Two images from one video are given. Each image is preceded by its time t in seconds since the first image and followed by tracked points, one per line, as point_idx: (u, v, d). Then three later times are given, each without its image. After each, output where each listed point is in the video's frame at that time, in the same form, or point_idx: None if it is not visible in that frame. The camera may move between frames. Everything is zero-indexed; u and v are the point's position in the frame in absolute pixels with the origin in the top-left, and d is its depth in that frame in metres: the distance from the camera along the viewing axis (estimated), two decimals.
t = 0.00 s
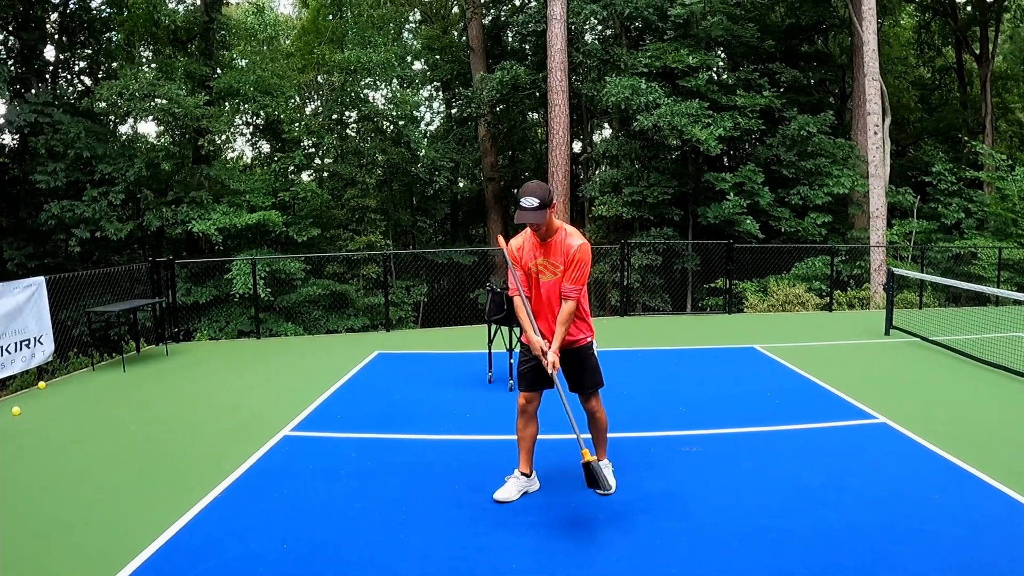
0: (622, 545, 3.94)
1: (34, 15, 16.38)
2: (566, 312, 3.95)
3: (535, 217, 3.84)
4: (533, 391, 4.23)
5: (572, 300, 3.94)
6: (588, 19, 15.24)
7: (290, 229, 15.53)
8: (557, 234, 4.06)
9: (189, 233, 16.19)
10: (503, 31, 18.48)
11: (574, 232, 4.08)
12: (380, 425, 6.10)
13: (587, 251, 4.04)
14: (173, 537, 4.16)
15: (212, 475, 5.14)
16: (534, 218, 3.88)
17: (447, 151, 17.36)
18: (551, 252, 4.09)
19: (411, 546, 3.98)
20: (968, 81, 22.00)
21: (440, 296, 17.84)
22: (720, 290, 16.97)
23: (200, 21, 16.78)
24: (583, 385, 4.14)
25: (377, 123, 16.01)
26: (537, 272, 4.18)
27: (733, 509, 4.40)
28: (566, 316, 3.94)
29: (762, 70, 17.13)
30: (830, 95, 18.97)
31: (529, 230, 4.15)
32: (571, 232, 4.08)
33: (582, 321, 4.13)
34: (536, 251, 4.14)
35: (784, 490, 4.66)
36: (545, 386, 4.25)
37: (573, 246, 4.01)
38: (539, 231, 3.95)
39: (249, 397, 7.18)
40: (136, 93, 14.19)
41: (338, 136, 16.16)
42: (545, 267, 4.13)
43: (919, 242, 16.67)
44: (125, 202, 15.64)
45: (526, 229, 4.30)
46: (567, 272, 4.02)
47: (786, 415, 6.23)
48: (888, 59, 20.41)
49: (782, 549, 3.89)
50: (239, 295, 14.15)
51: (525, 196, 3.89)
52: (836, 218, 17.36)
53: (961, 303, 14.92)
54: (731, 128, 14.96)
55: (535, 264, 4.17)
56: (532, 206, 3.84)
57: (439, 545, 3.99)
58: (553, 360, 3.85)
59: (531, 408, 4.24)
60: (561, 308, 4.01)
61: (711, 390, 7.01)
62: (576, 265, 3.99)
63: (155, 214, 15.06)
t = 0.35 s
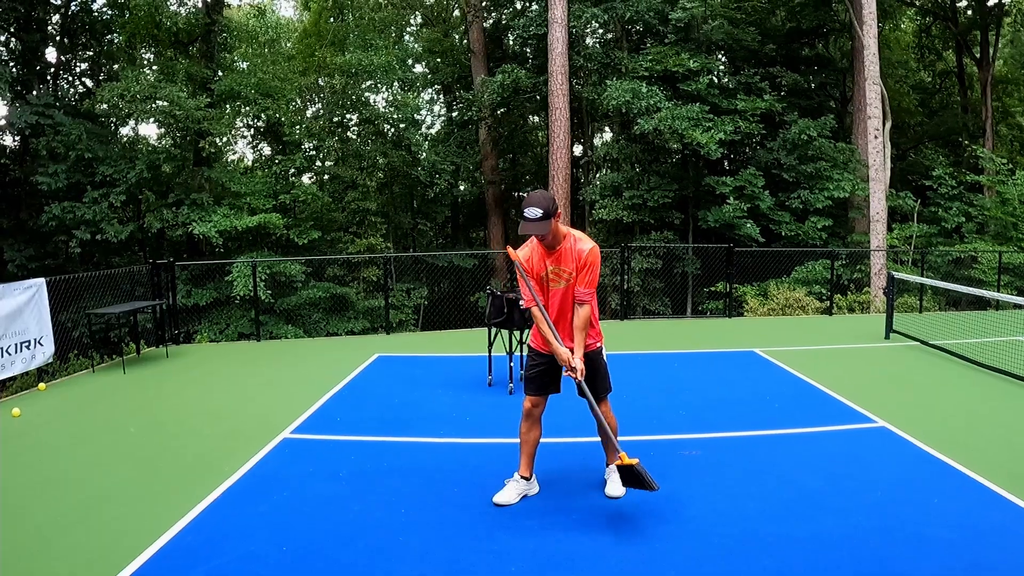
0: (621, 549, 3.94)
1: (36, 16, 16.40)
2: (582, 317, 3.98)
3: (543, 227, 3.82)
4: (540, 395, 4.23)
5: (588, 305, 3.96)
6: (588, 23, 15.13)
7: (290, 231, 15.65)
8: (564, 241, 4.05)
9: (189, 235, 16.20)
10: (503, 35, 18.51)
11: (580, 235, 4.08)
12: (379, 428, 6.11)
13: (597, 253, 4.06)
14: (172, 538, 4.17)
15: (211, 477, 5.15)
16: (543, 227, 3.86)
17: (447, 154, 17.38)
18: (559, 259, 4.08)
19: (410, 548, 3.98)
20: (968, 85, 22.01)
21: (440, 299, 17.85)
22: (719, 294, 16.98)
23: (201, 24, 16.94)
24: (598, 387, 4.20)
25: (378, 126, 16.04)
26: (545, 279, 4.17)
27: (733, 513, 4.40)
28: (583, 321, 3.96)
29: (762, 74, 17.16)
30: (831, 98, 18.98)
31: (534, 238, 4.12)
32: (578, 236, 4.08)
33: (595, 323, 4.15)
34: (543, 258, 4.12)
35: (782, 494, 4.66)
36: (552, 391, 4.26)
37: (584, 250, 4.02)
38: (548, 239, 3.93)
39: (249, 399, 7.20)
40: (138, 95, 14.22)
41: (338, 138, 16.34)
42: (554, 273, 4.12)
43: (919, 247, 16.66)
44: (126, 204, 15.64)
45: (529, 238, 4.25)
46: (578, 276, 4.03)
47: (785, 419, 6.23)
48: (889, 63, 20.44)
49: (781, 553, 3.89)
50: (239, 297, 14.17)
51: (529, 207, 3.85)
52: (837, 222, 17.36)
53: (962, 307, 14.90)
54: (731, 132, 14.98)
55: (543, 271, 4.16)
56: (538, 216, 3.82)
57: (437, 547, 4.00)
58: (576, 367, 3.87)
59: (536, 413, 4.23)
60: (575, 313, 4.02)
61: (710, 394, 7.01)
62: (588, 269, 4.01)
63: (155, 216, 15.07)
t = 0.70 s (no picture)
0: (617, 549, 3.94)
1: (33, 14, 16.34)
2: (608, 329, 4.03)
3: (565, 250, 3.80)
4: (547, 396, 4.23)
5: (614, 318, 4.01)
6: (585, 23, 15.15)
7: (286, 230, 15.61)
8: (582, 257, 4.03)
9: (185, 234, 16.19)
10: (500, 34, 18.50)
11: (595, 248, 4.07)
12: (375, 427, 6.10)
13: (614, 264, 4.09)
14: (169, 538, 4.16)
15: (207, 476, 5.13)
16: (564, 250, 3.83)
17: (444, 153, 17.38)
18: (577, 274, 4.07)
19: (405, 548, 3.98)
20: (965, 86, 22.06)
21: (436, 298, 17.86)
22: (715, 294, 17.02)
23: (199, 22, 16.87)
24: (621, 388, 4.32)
25: (375, 125, 16.00)
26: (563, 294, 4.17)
27: (729, 512, 4.41)
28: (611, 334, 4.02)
29: (759, 74, 17.17)
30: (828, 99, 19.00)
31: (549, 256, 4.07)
32: (593, 250, 4.07)
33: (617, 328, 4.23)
34: (561, 275, 4.10)
35: (779, 495, 4.67)
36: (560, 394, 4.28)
37: (602, 265, 4.03)
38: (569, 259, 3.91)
39: (244, 398, 7.18)
40: (134, 93, 14.19)
41: (336, 137, 16.17)
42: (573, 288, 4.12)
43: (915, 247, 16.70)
44: (122, 202, 15.61)
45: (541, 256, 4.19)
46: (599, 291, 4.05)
47: (781, 419, 6.24)
48: (886, 63, 20.46)
49: (777, 553, 3.89)
50: (234, 296, 14.16)
51: (548, 232, 3.80)
52: (833, 223, 17.39)
53: (957, 308, 14.94)
54: (728, 132, 14.99)
55: (561, 287, 4.15)
56: (558, 240, 3.79)
57: (432, 547, 4.00)
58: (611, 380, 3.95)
59: (542, 413, 4.22)
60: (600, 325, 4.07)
61: (707, 393, 7.02)
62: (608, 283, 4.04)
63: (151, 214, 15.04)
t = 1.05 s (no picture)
0: (614, 546, 3.95)
1: (28, 12, 16.30)
2: (591, 354, 4.04)
3: (543, 292, 3.70)
4: (529, 389, 4.24)
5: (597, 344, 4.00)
6: (582, 19, 15.13)
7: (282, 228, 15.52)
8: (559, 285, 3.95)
9: (182, 231, 16.16)
10: (497, 31, 18.50)
11: (574, 274, 3.97)
12: (372, 424, 6.11)
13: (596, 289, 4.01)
14: (164, 536, 4.15)
15: (205, 473, 5.14)
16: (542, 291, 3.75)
17: (441, 150, 17.37)
18: (557, 300, 4.01)
19: (402, 545, 3.98)
20: (961, 83, 22.08)
21: (433, 296, 17.87)
22: (712, 290, 17.05)
23: (194, 19, 16.84)
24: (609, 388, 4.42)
25: (371, 122, 15.97)
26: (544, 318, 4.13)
27: (726, 509, 4.41)
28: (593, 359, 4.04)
29: (755, 71, 17.16)
30: (824, 95, 19.01)
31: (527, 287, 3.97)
32: (572, 276, 3.97)
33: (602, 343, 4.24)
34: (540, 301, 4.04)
35: (776, 491, 4.67)
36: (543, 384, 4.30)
37: (581, 292, 3.95)
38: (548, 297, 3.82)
39: (242, 395, 7.18)
40: (130, 90, 14.17)
41: (332, 135, 16.03)
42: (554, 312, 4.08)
43: (911, 243, 16.73)
44: (118, 200, 15.58)
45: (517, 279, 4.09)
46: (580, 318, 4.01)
47: (780, 416, 6.24)
48: (882, 60, 20.48)
49: (774, 551, 3.89)
50: (231, 293, 14.14)
51: (523, 274, 3.67)
52: (829, 219, 17.42)
53: (953, 304, 14.99)
54: (724, 128, 15.00)
55: (541, 311, 4.10)
56: (535, 283, 3.67)
57: (429, 543, 4.00)
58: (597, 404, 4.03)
59: (524, 407, 4.24)
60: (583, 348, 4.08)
61: (704, 390, 7.02)
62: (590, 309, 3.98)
63: (148, 212, 15.02)
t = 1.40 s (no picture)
0: (619, 537, 3.95)
1: None
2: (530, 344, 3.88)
3: (507, 268, 3.67)
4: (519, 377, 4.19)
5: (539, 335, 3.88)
6: (591, 9, 15.08)
7: (290, 216, 15.71)
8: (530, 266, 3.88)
9: (189, 219, 16.19)
10: (505, 20, 18.43)
11: (545, 262, 3.87)
12: (378, 413, 6.11)
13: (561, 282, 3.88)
14: (168, 524, 4.16)
15: (210, 461, 5.15)
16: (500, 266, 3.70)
17: (448, 140, 17.35)
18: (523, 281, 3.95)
19: (407, 534, 3.99)
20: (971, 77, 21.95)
21: (439, 285, 17.88)
22: (719, 282, 17.03)
23: (202, 7, 16.93)
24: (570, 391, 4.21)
25: (379, 111, 15.90)
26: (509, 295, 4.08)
27: (731, 502, 4.41)
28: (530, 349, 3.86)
29: (764, 63, 17.07)
30: (833, 89, 18.91)
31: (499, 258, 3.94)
32: (543, 263, 3.88)
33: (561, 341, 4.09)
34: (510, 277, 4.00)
35: (781, 484, 4.67)
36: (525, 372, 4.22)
37: (547, 279, 3.84)
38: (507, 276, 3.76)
39: (248, 384, 7.19)
40: (137, 78, 14.18)
41: (339, 124, 16.12)
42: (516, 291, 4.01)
43: (919, 238, 16.67)
44: (126, 187, 15.61)
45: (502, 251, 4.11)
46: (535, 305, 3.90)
47: (786, 409, 6.23)
48: (892, 54, 20.35)
49: (778, 544, 3.89)
50: (238, 281, 14.17)
51: (494, 248, 3.66)
52: (837, 213, 17.36)
53: (960, 299, 14.95)
54: (733, 120, 14.95)
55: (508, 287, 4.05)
56: (505, 259, 3.64)
57: (435, 532, 4.01)
58: (519, 391, 3.95)
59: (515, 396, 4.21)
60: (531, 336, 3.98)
61: (710, 382, 7.01)
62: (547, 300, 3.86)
63: (155, 200, 15.07)
